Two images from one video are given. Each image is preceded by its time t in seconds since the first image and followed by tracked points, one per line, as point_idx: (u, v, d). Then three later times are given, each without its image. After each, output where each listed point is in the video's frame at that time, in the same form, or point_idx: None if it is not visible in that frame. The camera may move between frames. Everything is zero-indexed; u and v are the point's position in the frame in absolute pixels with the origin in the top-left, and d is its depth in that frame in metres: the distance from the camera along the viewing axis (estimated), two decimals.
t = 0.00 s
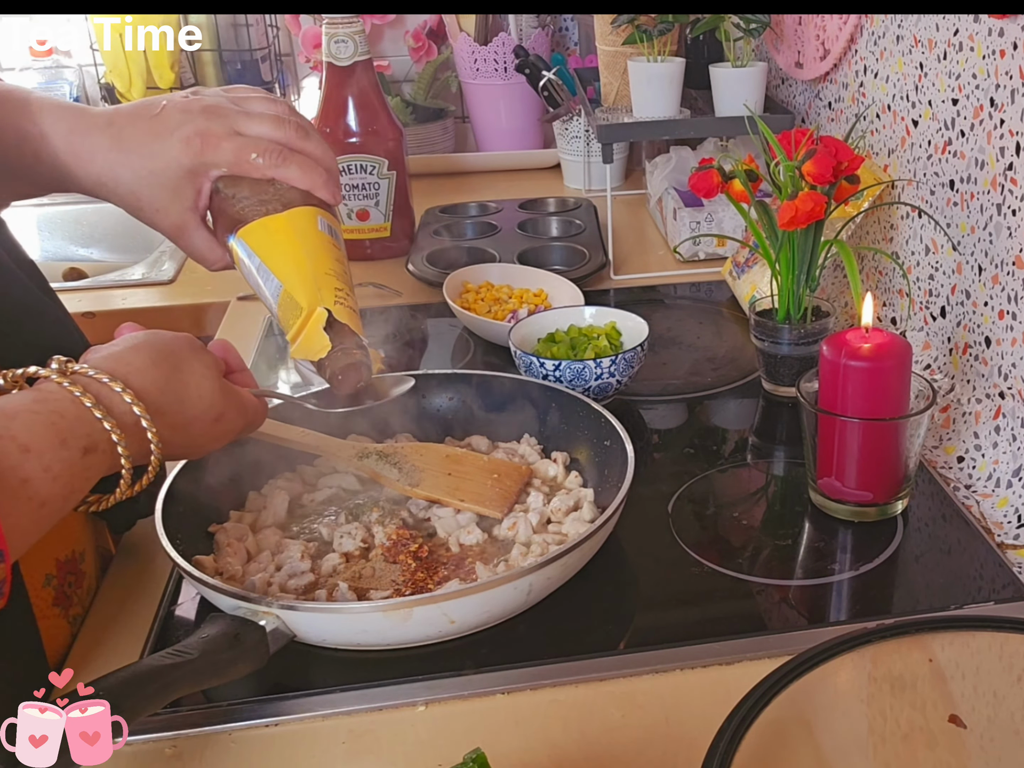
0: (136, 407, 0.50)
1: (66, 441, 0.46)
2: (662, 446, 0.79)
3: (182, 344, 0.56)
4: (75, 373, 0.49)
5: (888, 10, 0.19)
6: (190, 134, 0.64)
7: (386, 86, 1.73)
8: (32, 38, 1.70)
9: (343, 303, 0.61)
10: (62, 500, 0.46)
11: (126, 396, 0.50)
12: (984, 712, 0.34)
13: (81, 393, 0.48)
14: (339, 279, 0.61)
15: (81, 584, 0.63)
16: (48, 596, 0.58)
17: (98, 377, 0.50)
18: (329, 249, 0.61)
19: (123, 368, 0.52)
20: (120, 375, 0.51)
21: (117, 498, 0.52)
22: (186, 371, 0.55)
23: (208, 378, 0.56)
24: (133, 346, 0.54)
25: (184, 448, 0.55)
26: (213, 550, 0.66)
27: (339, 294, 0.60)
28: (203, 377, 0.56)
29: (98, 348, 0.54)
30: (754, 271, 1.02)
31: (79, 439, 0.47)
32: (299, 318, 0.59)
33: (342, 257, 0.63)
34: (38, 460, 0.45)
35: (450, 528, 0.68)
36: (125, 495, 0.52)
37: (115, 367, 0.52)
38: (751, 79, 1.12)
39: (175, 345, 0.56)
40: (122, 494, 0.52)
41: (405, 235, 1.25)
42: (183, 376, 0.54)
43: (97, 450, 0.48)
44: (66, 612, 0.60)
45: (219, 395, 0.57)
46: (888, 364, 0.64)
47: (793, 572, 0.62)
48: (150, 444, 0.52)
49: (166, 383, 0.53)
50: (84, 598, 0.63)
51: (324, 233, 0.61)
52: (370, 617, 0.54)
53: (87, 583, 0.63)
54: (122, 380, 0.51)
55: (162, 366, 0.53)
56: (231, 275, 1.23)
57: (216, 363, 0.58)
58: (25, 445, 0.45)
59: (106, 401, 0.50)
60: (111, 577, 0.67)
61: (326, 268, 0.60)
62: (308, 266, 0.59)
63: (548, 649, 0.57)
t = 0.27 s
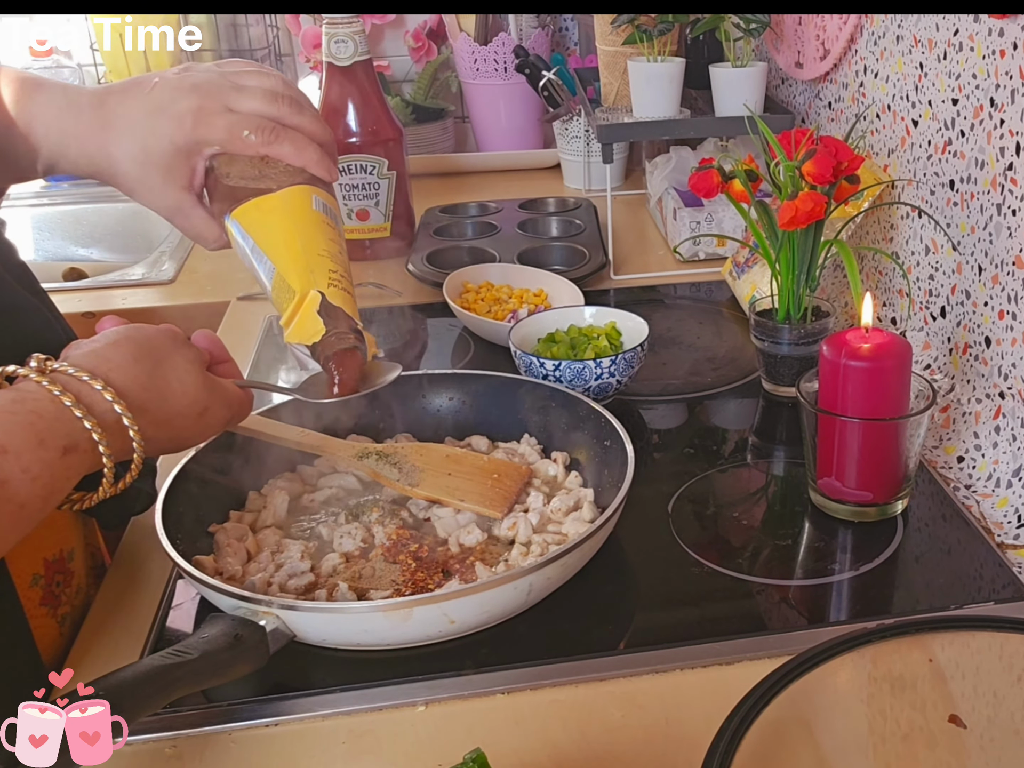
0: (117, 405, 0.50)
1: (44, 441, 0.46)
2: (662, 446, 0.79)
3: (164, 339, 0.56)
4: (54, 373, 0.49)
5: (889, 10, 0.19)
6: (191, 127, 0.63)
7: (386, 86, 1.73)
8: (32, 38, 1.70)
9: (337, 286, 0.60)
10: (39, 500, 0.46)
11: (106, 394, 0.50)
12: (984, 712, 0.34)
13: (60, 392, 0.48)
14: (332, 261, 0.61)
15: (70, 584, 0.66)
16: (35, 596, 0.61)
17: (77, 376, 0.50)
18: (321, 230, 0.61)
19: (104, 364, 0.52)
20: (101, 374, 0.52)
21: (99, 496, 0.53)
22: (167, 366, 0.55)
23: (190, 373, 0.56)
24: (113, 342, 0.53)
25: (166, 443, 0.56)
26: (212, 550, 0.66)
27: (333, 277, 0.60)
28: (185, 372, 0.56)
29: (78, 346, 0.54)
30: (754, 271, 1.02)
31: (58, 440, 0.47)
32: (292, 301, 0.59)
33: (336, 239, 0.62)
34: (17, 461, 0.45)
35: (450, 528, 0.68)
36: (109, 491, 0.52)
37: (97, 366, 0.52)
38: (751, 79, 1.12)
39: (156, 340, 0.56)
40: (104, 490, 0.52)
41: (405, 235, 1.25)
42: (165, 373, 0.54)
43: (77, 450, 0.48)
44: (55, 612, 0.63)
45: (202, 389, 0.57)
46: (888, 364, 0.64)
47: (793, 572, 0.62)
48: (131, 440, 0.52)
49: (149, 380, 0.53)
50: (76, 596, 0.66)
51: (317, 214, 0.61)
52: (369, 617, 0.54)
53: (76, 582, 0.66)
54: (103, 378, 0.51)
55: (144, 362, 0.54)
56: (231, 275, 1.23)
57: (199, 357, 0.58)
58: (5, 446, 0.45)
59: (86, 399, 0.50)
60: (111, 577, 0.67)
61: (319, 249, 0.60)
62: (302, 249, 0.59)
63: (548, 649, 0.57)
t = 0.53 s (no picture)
0: (111, 407, 0.50)
1: (37, 445, 0.47)
2: (662, 446, 0.79)
3: (161, 344, 0.56)
4: (48, 375, 0.49)
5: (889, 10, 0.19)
6: (187, 122, 0.63)
7: (386, 86, 1.73)
8: (32, 38, 1.70)
9: (334, 275, 0.60)
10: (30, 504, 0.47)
11: (100, 397, 0.50)
12: (984, 712, 0.34)
13: (53, 395, 0.48)
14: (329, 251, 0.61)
15: (66, 587, 0.66)
16: (33, 597, 0.61)
17: (71, 378, 0.50)
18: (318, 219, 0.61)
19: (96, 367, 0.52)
20: (94, 377, 0.51)
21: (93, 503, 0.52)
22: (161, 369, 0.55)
23: (186, 376, 0.56)
24: (107, 345, 0.53)
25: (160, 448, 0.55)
26: (212, 550, 0.66)
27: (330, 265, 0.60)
28: (180, 376, 0.55)
29: (75, 347, 0.54)
30: (754, 271, 1.02)
31: (50, 444, 0.47)
32: (289, 290, 0.59)
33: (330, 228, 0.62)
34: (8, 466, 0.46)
35: (450, 528, 0.68)
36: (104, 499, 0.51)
37: (91, 369, 0.52)
38: (751, 79, 1.12)
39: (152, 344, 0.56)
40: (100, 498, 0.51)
41: (405, 235, 1.25)
42: (160, 376, 0.54)
43: (69, 453, 0.48)
44: (54, 614, 0.63)
45: (198, 392, 0.56)
46: (888, 364, 0.64)
47: (793, 572, 0.62)
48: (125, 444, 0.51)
49: (143, 384, 0.53)
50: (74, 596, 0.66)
51: (314, 202, 0.61)
52: (369, 617, 0.54)
53: (73, 584, 0.66)
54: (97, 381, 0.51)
55: (138, 365, 0.53)
56: (231, 275, 1.23)
57: (195, 360, 0.58)
58: None
59: (79, 402, 0.50)
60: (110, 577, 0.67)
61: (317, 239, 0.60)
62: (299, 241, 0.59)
63: (548, 649, 0.57)
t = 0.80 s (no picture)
0: (114, 406, 0.50)
1: (39, 441, 0.46)
2: (662, 446, 0.79)
3: (165, 342, 0.56)
4: (52, 372, 0.49)
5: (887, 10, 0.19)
6: (189, 116, 0.63)
7: (386, 86, 1.73)
8: (32, 38, 1.70)
9: (321, 268, 0.60)
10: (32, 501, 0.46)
11: (103, 395, 0.50)
12: (984, 712, 0.34)
13: (58, 393, 0.48)
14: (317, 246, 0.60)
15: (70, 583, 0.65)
16: (39, 592, 0.61)
17: (75, 375, 0.50)
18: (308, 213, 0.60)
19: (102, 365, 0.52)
20: (99, 374, 0.51)
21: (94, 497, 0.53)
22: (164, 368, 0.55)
23: (188, 376, 0.56)
24: (112, 344, 0.53)
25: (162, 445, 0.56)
26: (213, 550, 0.66)
27: (318, 259, 0.59)
28: (184, 375, 0.56)
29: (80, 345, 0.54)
30: (754, 271, 1.02)
31: (52, 440, 0.47)
32: (274, 283, 0.58)
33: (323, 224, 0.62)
34: (9, 463, 0.45)
35: (450, 528, 0.68)
36: (103, 493, 0.52)
37: (95, 365, 0.52)
38: (751, 79, 1.12)
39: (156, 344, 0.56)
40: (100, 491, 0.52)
41: (405, 235, 1.25)
42: (164, 374, 0.54)
43: (72, 450, 0.48)
44: (59, 609, 0.63)
45: (200, 391, 0.57)
46: (888, 364, 0.64)
47: (793, 572, 0.62)
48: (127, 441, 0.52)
49: (147, 381, 0.53)
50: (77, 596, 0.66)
51: (307, 198, 0.61)
52: (369, 617, 0.54)
53: (78, 580, 0.66)
54: (101, 378, 0.51)
55: (142, 363, 0.53)
56: (231, 275, 1.23)
57: (199, 357, 0.58)
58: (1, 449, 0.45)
59: (83, 399, 0.50)
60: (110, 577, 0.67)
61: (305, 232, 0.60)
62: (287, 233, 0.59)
63: (548, 649, 0.57)
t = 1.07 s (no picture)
0: (108, 395, 0.50)
1: (32, 430, 0.46)
2: (662, 446, 0.79)
3: (159, 333, 0.56)
4: (46, 361, 0.49)
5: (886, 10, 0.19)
6: (208, 117, 0.64)
7: (386, 86, 1.73)
8: (32, 38, 1.70)
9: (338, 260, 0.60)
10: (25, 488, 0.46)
11: (96, 384, 0.50)
12: (984, 712, 0.34)
13: (51, 381, 0.48)
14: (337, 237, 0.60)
15: (76, 570, 0.65)
16: (43, 578, 0.60)
17: (67, 364, 0.50)
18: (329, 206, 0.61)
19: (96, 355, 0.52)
20: (93, 363, 0.51)
21: (88, 486, 0.53)
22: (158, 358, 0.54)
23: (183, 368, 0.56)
24: (108, 334, 0.53)
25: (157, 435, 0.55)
26: (213, 550, 0.66)
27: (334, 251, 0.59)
28: (178, 366, 0.55)
29: (77, 334, 0.54)
30: (754, 271, 1.02)
31: (45, 428, 0.47)
32: (292, 275, 0.58)
33: (343, 217, 0.62)
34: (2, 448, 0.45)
35: (450, 528, 0.68)
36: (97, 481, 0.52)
37: (89, 355, 0.52)
38: (751, 79, 1.12)
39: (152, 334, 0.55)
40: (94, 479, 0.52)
41: (404, 235, 1.25)
42: (158, 364, 0.54)
43: (65, 437, 0.48)
44: (62, 596, 0.62)
45: (196, 382, 0.56)
46: (888, 364, 0.64)
47: (793, 572, 0.62)
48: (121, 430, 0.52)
49: (141, 371, 0.53)
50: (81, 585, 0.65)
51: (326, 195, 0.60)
52: (369, 617, 0.54)
53: (82, 567, 0.65)
54: (95, 369, 0.51)
55: (136, 354, 0.53)
56: (230, 275, 1.23)
57: (194, 348, 0.58)
58: None
59: (76, 389, 0.50)
60: (110, 577, 0.67)
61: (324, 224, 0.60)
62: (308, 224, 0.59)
63: (548, 649, 0.57)
